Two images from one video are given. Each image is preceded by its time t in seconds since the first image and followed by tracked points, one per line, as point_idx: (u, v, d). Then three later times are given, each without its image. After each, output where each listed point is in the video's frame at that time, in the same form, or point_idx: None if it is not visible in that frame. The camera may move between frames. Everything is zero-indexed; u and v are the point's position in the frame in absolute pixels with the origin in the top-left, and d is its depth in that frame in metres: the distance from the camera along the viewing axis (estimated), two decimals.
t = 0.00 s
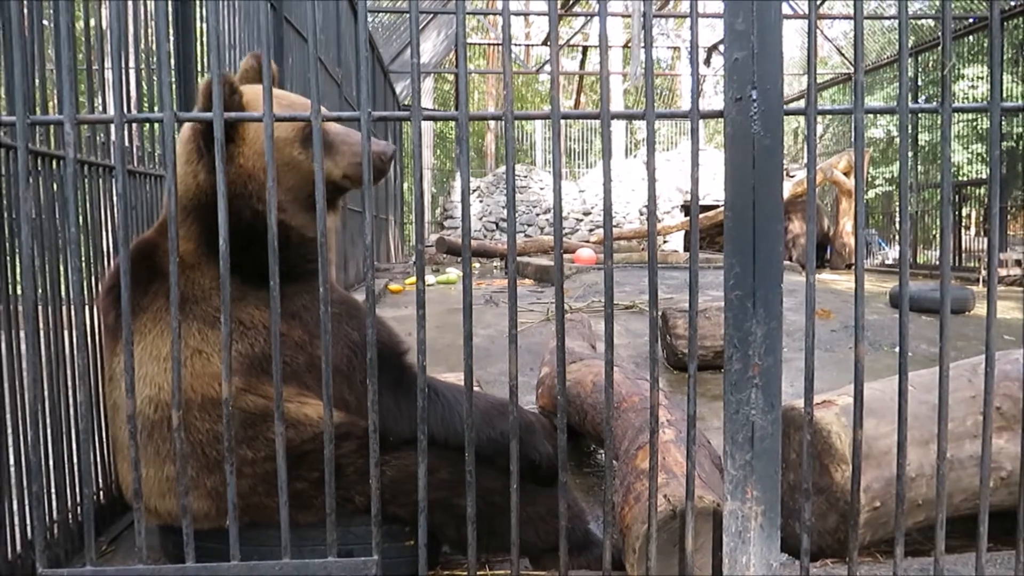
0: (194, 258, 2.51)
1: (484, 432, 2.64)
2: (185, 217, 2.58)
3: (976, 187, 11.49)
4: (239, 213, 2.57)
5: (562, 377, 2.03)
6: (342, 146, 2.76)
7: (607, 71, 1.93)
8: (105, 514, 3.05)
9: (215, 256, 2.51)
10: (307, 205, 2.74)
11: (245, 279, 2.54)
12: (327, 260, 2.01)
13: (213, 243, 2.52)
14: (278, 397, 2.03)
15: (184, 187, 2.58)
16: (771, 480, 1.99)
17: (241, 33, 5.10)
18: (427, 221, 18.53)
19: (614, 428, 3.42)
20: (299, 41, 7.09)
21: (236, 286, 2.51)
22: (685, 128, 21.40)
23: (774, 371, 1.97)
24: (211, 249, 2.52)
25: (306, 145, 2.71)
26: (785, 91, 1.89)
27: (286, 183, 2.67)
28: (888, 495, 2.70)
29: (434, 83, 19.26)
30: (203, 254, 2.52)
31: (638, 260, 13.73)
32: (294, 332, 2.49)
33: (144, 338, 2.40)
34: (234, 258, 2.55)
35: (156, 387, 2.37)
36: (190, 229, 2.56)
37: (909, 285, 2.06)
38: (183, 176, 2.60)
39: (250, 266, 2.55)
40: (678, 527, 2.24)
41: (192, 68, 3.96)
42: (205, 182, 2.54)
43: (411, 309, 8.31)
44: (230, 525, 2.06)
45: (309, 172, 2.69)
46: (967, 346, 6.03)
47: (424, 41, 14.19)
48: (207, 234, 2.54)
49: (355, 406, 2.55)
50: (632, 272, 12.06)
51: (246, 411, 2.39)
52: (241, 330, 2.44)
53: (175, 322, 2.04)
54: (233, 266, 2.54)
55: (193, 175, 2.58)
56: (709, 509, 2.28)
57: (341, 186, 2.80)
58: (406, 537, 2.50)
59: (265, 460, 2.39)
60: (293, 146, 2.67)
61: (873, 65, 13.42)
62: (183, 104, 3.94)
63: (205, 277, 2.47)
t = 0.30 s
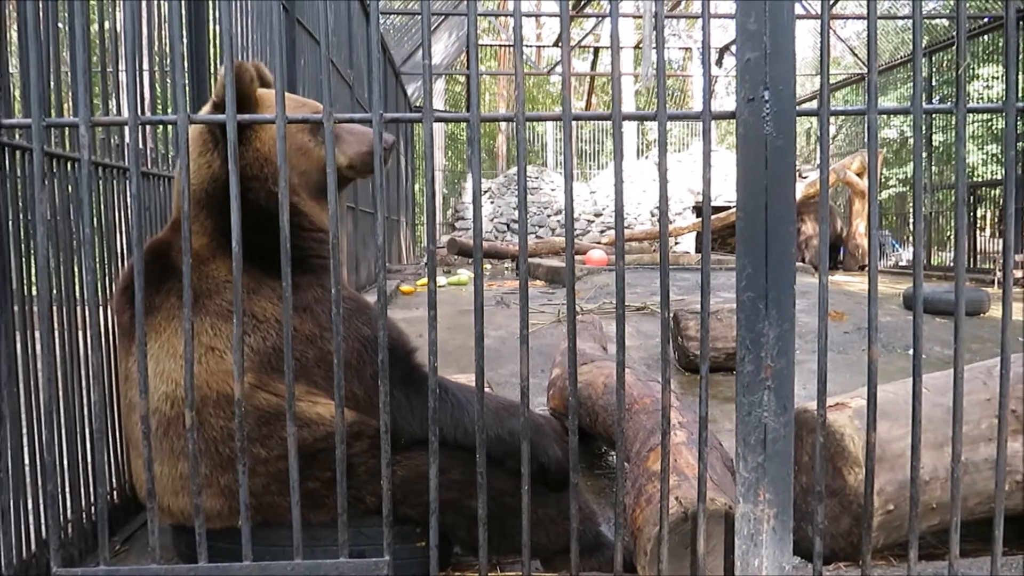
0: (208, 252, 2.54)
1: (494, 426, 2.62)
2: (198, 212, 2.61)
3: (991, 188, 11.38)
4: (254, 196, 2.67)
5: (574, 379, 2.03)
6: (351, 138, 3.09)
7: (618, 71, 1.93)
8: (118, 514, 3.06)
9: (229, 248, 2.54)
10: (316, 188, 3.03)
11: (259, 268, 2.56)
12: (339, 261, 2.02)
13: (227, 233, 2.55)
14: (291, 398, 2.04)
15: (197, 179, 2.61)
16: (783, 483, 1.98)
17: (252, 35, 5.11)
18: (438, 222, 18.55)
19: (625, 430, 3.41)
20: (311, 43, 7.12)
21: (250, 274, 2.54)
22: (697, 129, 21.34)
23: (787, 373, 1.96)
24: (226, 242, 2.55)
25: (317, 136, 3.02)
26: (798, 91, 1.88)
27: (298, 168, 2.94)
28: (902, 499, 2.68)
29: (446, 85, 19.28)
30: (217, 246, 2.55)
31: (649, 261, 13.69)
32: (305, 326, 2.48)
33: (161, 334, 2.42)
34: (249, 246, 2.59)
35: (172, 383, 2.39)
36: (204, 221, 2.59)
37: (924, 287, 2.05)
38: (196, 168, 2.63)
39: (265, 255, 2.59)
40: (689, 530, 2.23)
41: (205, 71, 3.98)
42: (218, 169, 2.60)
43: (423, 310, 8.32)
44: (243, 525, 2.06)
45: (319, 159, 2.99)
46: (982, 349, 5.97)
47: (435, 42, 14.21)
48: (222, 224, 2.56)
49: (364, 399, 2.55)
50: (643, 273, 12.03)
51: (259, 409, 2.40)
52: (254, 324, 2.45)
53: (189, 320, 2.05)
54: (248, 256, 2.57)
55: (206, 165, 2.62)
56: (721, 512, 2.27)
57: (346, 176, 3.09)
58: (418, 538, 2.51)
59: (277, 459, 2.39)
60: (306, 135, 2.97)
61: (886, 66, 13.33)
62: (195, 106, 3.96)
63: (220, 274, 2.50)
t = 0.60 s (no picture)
0: (210, 246, 2.56)
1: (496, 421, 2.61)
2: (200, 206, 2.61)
3: (998, 189, 11.34)
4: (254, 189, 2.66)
5: (579, 378, 2.03)
6: (349, 137, 3.18)
7: (625, 71, 1.93)
8: (123, 512, 3.07)
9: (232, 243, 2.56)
10: (317, 184, 3.06)
11: (262, 261, 2.57)
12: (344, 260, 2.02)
13: (230, 227, 2.57)
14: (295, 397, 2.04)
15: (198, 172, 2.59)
16: (788, 483, 1.98)
17: (259, 34, 5.13)
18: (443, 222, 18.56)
19: (629, 430, 3.41)
20: (317, 42, 7.13)
21: (252, 267, 2.54)
22: (702, 129, 21.33)
23: (792, 373, 1.95)
24: (228, 236, 2.57)
25: (318, 134, 3.07)
26: (805, 91, 1.88)
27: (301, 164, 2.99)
28: (907, 500, 2.67)
29: (451, 85, 19.30)
30: (220, 239, 2.57)
31: (654, 262, 13.68)
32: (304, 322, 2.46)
33: (162, 333, 2.42)
34: (252, 239, 2.60)
35: (173, 382, 2.39)
36: (205, 214, 2.59)
37: (930, 288, 2.05)
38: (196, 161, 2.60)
39: (268, 249, 2.60)
40: (694, 530, 2.23)
41: (211, 70, 3.99)
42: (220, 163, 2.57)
43: (428, 309, 8.32)
44: (247, 523, 2.07)
45: (319, 156, 3.05)
46: (988, 350, 5.96)
47: (441, 42, 14.23)
48: (224, 219, 2.58)
49: (366, 393, 2.50)
50: (648, 273, 12.01)
51: (261, 406, 2.39)
52: (253, 321, 2.43)
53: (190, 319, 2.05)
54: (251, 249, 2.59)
55: (208, 158, 2.59)
56: (726, 512, 2.27)
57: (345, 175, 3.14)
58: (422, 537, 2.51)
59: (281, 455, 2.40)
60: (307, 132, 3.02)
61: (892, 67, 13.30)
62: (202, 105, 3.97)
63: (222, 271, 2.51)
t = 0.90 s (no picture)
0: (213, 249, 2.55)
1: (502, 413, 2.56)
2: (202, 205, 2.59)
3: (1004, 189, 11.29)
4: (261, 192, 2.65)
5: (582, 377, 2.03)
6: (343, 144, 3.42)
7: (629, 70, 1.92)
8: (129, 510, 3.08)
9: (236, 246, 2.56)
10: (316, 187, 3.23)
11: (266, 264, 2.57)
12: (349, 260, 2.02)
13: (233, 232, 2.56)
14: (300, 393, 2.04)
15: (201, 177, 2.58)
16: (792, 482, 1.97)
17: (263, 33, 5.13)
18: (448, 221, 18.56)
19: (633, 429, 3.41)
20: (322, 42, 7.14)
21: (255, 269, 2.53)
22: (707, 128, 21.32)
23: (797, 373, 1.95)
24: (231, 239, 2.56)
25: (317, 139, 3.26)
26: (810, 90, 1.88)
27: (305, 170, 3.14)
28: (912, 500, 2.66)
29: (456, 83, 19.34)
30: (223, 242, 2.56)
31: (658, 261, 13.65)
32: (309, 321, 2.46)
33: (165, 333, 2.43)
34: (256, 242, 2.58)
35: (177, 380, 2.40)
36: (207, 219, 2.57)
37: (935, 288, 2.04)
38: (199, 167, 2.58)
39: (272, 250, 2.60)
40: (698, 529, 2.23)
41: (216, 70, 4.01)
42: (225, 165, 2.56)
43: (432, 308, 8.32)
44: (251, 520, 2.07)
45: (319, 160, 3.23)
46: (994, 350, 5.94)
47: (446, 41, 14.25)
48: (225, 221, 2.56)
49: (373, 388, 2.50)
50: (653, 273, 12.00)
51: (266, 402, 2.39)
52: (257, 320, 2.43)
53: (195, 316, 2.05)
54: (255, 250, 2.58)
55: (212, 163, 2.58)
56: (730, 511, 2.27)
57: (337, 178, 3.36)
58: (426, 535, 2.52)
59: (285, 449, 2.41)
60: (310, 138, 3.19)
61: (898, 66, 13.26)
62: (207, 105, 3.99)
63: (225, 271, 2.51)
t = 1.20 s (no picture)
0: (220, 248, 2.56)
1: (508, 411, 2.56)
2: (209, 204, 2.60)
3: (1012, 187, 11.23)
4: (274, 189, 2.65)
5: (589, 377, 2.03)
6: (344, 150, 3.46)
7: (635, 70, 1.92)
8: (137, 509, 3.10)
9: (243, 246, 2.57)
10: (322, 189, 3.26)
11: (273, 263, 2.58)
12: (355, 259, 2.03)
13: (241, 230, 2.57)
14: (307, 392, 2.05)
15: (214, 169, 2.56)
16: (799, 482, 1.97)
17: (270, 33, 5.15)
18: (454, 220, 18.58)
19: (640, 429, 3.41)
20: (328, 42, 7.15)
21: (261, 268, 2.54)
22: (713, 127, 21.29)
23: (803, 372, 1.95)
24: (239, 240, 2.57)
25: (324, 142, 3.28)
26: (816, 89, 1.87)
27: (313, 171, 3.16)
28: (919, 500, 2.66)
29: (461, 83, 19.38)
30: (231, 241, 2.57)
31: (664, 260, 13.64)
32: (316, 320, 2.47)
33: (172, 334, 2.44)
34: (262, 241, 2.58)
35: (184, 382, 2.41)
36: (217, 214, 2.57)
37: (942, 287, 2.04)
38: (214, 157, 2.57)
39: (279, 249, 2.60)
40: (704, 528, 2.24)
41: (224, 70, 4.02)
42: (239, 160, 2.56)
43: (438, 308, 8.34)
44: (260, 519, 2.08)
45: (325, 164, 3.25)
46: (1002, 350, 5.92)
47: (452, 41, 14.26)
48: (234, 220, 2.57)
49: (379, 385, 2.50)
50: (659, 272, 11.99)
51: (273, 402, 2.40)
52: (264, 320, 2.44)
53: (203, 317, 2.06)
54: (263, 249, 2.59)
55: (228, 156, 2.57)
56: (737, 511, 2.27)
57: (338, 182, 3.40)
58: (433, 535, 2.53)
59: (292, 449, 2.42)
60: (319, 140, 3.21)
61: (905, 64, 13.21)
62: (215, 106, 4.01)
63: (232, 272, 2.52)
